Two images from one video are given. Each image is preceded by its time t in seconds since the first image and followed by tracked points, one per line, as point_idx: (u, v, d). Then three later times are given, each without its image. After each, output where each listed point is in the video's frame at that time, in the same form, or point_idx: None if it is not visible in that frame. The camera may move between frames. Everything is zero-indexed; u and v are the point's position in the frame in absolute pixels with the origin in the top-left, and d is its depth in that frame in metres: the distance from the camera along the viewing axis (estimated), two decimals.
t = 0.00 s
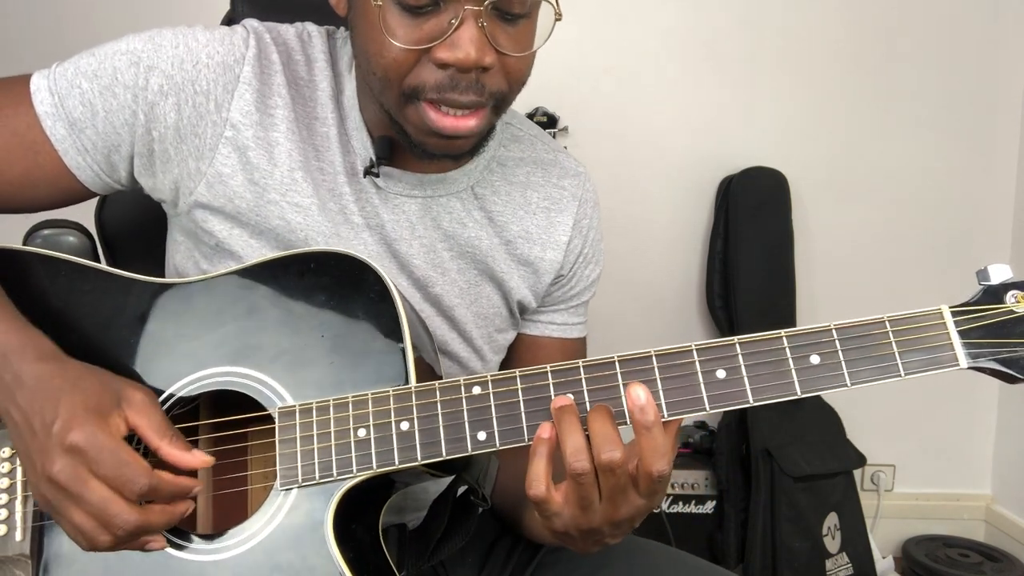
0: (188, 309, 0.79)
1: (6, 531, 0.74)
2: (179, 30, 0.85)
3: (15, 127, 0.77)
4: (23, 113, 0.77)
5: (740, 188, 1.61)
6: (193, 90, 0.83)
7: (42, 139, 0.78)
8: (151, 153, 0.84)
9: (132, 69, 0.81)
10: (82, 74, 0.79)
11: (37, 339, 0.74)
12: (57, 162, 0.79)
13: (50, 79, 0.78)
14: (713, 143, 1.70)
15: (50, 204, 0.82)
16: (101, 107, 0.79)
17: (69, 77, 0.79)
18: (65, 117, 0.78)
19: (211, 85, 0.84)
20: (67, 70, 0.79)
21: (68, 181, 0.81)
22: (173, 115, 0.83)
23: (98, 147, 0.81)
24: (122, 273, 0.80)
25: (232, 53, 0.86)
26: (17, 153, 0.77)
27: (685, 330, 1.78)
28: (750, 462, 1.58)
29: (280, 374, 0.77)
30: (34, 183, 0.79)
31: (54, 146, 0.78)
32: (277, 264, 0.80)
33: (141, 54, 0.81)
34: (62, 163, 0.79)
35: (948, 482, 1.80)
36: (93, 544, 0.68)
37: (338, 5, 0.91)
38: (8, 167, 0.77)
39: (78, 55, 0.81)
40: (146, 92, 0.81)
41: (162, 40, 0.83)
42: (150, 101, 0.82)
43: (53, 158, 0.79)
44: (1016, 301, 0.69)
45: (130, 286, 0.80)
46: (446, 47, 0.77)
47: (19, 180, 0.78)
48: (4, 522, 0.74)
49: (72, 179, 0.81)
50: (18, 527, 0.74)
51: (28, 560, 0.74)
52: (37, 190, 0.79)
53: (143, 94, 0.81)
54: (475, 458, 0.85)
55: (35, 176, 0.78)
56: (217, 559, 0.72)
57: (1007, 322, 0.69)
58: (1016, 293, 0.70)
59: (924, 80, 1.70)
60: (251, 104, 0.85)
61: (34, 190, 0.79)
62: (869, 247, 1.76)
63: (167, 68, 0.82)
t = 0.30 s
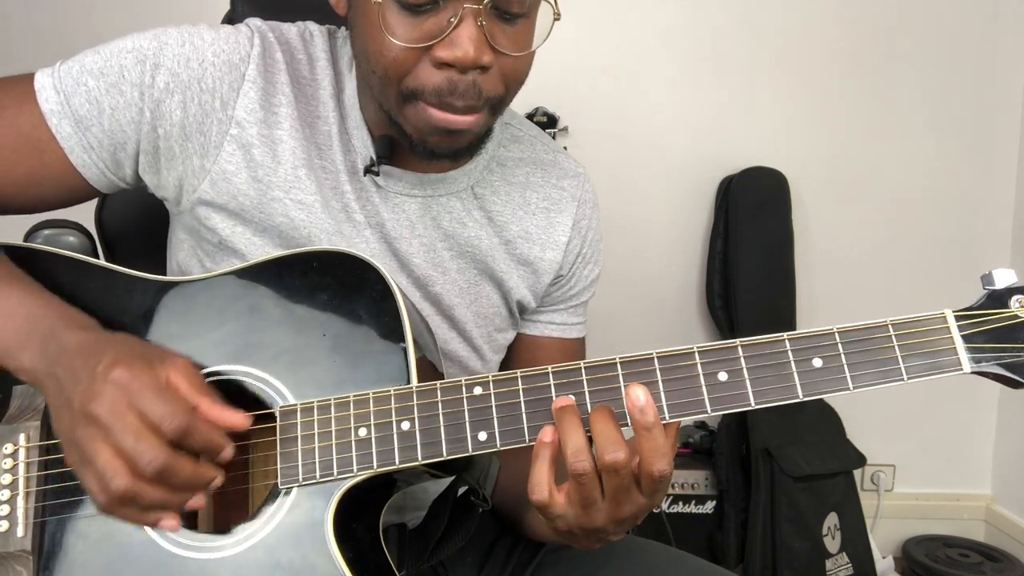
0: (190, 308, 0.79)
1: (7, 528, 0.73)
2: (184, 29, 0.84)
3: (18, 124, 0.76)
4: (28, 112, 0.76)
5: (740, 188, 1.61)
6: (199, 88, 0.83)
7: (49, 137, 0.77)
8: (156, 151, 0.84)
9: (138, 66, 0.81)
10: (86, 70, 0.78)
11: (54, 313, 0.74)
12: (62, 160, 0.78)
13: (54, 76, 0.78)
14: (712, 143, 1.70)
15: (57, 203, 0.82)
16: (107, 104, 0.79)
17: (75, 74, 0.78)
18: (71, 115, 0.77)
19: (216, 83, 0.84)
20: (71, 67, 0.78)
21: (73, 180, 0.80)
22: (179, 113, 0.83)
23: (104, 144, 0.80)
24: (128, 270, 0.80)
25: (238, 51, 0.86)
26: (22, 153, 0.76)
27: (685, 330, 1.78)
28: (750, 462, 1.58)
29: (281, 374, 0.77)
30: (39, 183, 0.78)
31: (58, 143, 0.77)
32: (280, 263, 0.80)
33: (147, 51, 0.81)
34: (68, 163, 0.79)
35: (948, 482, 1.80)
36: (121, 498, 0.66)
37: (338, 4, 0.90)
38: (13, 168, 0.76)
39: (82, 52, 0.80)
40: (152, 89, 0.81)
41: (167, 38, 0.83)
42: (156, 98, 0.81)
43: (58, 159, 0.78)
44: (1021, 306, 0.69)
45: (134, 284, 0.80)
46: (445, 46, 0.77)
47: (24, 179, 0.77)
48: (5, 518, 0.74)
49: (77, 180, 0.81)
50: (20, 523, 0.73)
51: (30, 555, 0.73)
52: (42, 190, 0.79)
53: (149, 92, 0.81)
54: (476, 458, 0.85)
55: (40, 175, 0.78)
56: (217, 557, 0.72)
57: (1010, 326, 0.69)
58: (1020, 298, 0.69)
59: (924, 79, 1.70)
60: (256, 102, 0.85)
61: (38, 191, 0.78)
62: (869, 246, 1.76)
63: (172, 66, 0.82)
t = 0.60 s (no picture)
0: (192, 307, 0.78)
1: (10, 523, 0.71)
2: (185, 29, 0.84)
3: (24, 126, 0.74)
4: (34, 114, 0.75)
5: (740, 188, 1.61)
6: (203, 88, 0.83)
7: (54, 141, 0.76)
8: (161, 152, 0.83)
9: (141, 67, 0.80)
10: (88, 74, 0.78)
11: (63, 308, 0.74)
12: (64, 162, 0.77)
13: (57, 80, 0.77)
14: (712, 143, 1.70)
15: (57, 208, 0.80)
16: (112, 107, 0.78)
17: (77, 78, 0.77)
18: (75, 120, 0.77)
19: (220, 83, 0.84)
20: (71, 72, 0.77)
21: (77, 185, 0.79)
22: (183, 113, 0.82)
23: (108, 148, 0.79)
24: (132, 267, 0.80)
25: (239, 50, 0.85)
26: (27, 159, 0.74)
27: (686, 330, 1.78)
28: (750, 462, 1.58)
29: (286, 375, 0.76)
30: (41, 188, 0.76)
31: (61, 148, 0.76)
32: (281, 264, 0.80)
33: (150, 52, 0.81)
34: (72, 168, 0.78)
35: (948, 482, 1.80)
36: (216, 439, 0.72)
37: (335, 5, 0.90)
38: (15, 172, 0.74)
39: (83, 54, 0.80)
40: (156, 90, 0.81)
41: (168, 38, 0.82)
42: (160, 99, 0.81)
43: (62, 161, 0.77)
44: None
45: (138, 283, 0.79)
46: (437, 54, 0.77)
47: (27, 183, 0.75)
48: (8, 514, 0.71)
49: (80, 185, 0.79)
50: (23, 518, 0.71)
51: (32, 552, 0.71)
52: (43, 195, 0.77)
53: (153, 93, 0.81)
54: (479, 461, 0.84)
55: (42, 180, 0.76)
56: (219, 556, 0.71)
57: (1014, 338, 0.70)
58: None
59: (924, 80, 1.70)
60: (257, 101, 0.85)
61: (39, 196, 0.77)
62: (869, 246, 1.76)
63: (175, 66, 0.82)
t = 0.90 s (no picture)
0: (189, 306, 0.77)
1: (5, 525, 0.70)
2: (188, 33, 0.82)
3: None
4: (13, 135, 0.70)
5: (740, 187, 1.61)
6: (216, 93, 0.82)
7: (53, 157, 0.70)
8: (179, 162, 0.82)
9: (155, 79, 0.78)
10: (95, 92, 0.74)
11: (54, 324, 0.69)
12: (76, 177, 0.72)
13: (66, 98, 0.72)
14: (712, 143, 1.70)
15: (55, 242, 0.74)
16: (129, 123, 0.75)
17: (92, 100, 0.73)
18: (99, 145, 0.73)
19: (231, 87, 0.83)
20: (80, 93, 0.73)
21: (71, 209, 0.72)
22: (199, 123, 0.81)
23: (130, 167, 0.76)
24: (127, 269, 0.78)
25: (242, 52, 0.85)
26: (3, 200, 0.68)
27: (686, 330, 1.78)
28: (750, 462, 1.57)
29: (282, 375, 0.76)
30: (27, 225, 0.70)
31: (77, 169, 0.72)
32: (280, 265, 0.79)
33: (160, 64, 0.78)
34: (69, 189, 0.71)
35: (948, 482, 1.80)
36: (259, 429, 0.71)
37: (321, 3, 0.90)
38: None
39: (83, 67, 0.76)
40: (172, 101, 0.79)
41: (175, 46, 0.80)
42: (176, 109, 0.79)
43: (59, 179, 0.71)
44: (1016, 319, 0.70)
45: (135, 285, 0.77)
46: (422, 53, 0.76)
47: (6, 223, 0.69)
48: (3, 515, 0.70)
49: (78, 209, 0.73)
50: (18, 521, 0.70)
51: (28, 553, 0.70)
52: (31, 233, 0.71)
53: (170, 104, 0.79)
54: (475, 462, 0.84)
55: (27, 216, 0.69)
56: (218, 557, 0.71)
57: (1005, 338, 0.71)
58: (1016, 312, 0.70)
59: (924, 79, 1.70)
60: (264, 104, 0.85)
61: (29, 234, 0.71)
62: (869, 246, 1.76)
63: (184, 73, 0.80)
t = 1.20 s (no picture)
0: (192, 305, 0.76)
1: (5, 526, 0.69)
2: (181, 41, 0.79)
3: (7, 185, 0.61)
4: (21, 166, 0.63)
5: (740, 188, 1.61)
6: (218, 100, 0.80)
7: (76, 179, 0.64)
8: (193, 174, 0.78)
9: (162, 91, 0.74)
10: (108, 110, 0.69)
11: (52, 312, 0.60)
12: (105, 199, 0.66)
13: (82, 120, 0.67)
14: (712, 143, 1.70)
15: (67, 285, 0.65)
16: (147, 138, 0.71)
17: (108, 117, 0.68)
18: (126, 165, 0.68)
19: (230, 94, 0.81)
20: (89, 115, 0.67)
21: (89, 243, 0.65)
22: (208, 133, 0.78)
23: (154, 185, 0.72)
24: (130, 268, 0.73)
25: (236, 58, 0.83)
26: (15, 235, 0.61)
27: (686, 330, 1.78)
28: (750, 462, 1.57)
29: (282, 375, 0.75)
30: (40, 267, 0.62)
31: (107, 191, 0.66)
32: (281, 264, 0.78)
33: (163, 74, 0.75)
34: (89, 217, 0.65)
35: (947, 482, 1.80)
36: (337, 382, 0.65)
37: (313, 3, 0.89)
38: None
39: (83, 87, 0.70)
40: (182, 112, 0.76)
41: (175, 57, 0.77)
42: (187, 120, 0.76)
43: (81, 202, 0.64)
44: (1015, 318, 0.72)
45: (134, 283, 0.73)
46: (418, 55, 0.76)
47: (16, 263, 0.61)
48: (3, 517, 0.70)
49: (97, 240, 0.66)
50: (20, 521, 0.70)
51: (29, 554, 0.70)
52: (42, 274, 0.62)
53: (180, 115, 0.75)
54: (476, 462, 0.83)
55: (40, 253, 0.62)
56: (219, 559, 0.71)
57: (1005, 337, 0.72)
58: (1015, 310, 0.72)
59: (924, 80, 1.70)
60: (262, 109, 0.84)
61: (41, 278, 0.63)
62: (869, 246, 1.76)
63: (187, 83, 0.77)
